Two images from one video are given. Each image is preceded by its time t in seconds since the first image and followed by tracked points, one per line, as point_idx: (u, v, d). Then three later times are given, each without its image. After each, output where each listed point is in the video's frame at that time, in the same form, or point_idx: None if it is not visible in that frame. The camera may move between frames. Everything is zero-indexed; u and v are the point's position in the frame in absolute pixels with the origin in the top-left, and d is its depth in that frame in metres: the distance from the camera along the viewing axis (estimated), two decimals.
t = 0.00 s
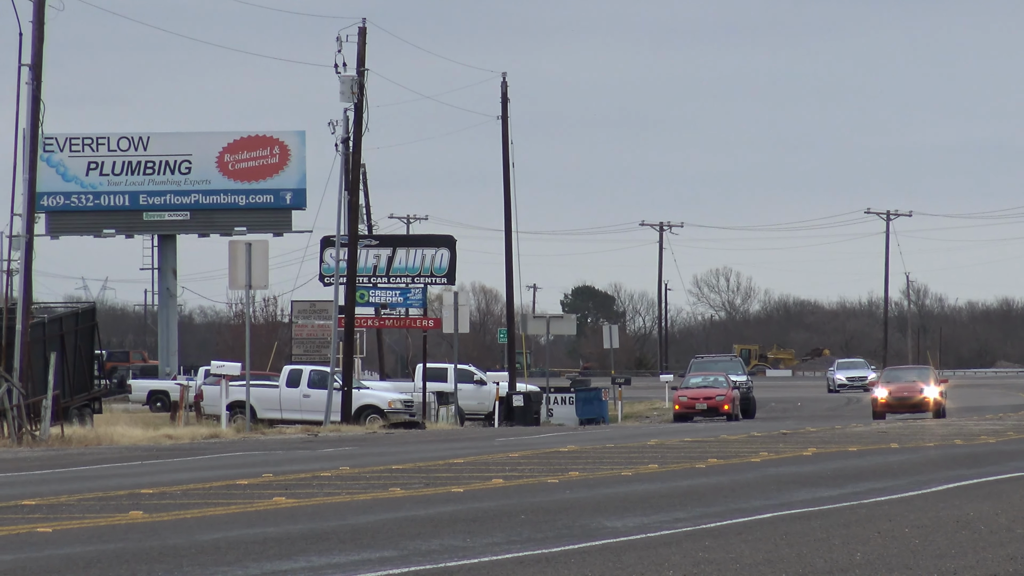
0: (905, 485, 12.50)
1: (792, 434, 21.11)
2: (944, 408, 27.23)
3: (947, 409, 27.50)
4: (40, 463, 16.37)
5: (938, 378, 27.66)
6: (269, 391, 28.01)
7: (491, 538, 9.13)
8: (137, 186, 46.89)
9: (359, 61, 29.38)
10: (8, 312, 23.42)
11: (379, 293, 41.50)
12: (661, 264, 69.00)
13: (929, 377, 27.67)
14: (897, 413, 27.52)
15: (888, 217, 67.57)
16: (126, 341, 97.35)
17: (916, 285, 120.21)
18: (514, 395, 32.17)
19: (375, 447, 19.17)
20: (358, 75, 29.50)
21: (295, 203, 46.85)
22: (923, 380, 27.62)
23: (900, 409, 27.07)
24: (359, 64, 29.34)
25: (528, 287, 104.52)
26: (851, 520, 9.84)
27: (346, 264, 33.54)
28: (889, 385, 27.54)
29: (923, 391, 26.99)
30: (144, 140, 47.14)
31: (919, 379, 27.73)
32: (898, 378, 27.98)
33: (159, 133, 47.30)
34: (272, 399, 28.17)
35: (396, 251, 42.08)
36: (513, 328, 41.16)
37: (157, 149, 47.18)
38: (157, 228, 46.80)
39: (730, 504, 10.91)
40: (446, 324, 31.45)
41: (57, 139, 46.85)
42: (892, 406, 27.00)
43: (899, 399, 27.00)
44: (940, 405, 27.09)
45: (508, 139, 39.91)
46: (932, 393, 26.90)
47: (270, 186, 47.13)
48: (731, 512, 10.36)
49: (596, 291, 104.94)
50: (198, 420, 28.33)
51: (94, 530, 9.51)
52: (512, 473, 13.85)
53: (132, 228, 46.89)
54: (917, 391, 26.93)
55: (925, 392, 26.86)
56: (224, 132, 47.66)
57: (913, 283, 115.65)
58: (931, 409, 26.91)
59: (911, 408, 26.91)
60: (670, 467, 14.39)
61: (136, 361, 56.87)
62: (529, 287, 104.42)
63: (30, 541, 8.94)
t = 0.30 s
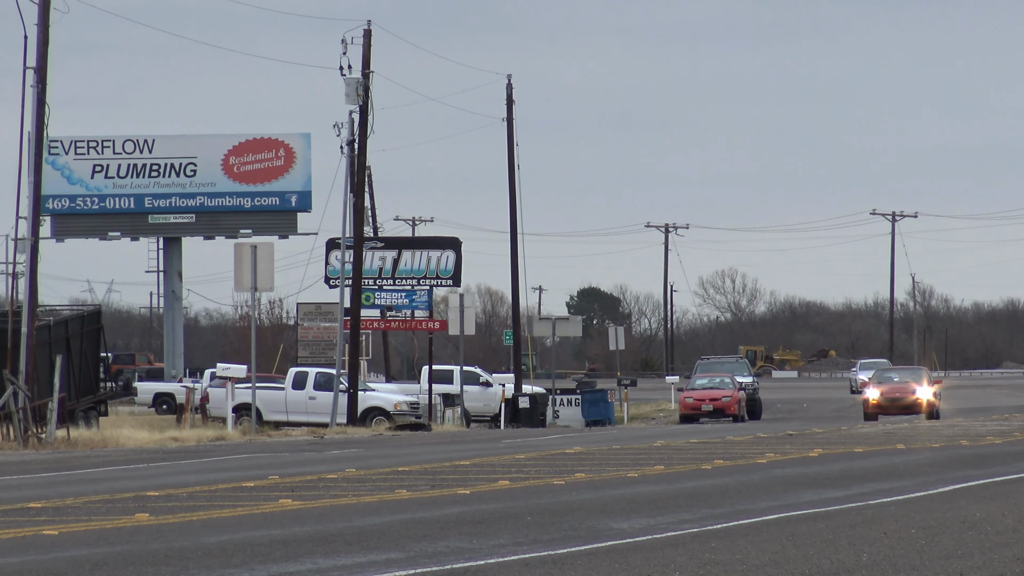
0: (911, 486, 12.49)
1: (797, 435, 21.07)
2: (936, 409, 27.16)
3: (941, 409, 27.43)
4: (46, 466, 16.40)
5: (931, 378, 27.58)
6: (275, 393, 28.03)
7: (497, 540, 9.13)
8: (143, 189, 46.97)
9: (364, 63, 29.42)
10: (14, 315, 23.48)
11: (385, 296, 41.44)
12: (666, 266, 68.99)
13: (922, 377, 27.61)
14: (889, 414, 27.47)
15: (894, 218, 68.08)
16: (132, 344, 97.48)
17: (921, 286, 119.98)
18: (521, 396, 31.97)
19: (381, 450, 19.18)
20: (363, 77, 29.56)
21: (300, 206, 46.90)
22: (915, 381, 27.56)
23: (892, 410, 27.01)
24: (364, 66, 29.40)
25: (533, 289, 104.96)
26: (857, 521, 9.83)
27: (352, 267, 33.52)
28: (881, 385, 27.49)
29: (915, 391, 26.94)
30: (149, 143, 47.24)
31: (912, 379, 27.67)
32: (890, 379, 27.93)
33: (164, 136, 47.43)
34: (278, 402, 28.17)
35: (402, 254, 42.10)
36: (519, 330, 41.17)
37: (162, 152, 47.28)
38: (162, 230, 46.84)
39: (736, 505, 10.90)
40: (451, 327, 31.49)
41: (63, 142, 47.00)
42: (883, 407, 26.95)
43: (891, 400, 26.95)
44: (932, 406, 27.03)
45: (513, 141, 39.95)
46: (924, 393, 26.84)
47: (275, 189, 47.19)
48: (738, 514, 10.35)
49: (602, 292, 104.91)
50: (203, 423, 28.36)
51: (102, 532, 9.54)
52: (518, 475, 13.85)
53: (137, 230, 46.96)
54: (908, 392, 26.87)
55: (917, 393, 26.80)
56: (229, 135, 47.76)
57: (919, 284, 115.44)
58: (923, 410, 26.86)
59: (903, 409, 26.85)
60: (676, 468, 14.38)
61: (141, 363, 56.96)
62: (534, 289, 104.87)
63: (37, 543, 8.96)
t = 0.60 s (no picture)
0: (916, 484, 12.47)
1: (803, 434, 21.04)
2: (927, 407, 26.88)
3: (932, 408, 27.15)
4: (51, 466, 16.42)
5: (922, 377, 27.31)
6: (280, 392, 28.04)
7: (503, 539, 9.14)
8: (148, 189, 47.03)
9: (369, 63, 29.43)
10: (19, 315, 23.54)
11: (390, 295, 41.52)
12: (672, 265, 68.95)
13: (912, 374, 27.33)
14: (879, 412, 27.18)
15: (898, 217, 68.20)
16: (138, 344, 97.66)
17: (926, 285, 119.75)
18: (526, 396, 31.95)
19: (386, 450, 19.19)
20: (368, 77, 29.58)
21: (305, 206, 46.94)
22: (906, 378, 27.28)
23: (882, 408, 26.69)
24: (369, 65, 29.40)
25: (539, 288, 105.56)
26: (862, 520, 9.80)
27: (358, 265, 33.50)
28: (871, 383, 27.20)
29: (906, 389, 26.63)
30: (154, 143, 47.29)
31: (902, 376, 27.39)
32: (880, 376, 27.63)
33: (169, 135, 47.45)
34: (282, 401, 28.22)
35: (407, 253, 42.13)
36: (524, 329, 41.15)
37: (167, 152, 47.34)
38: (168, 230, 46.96)
39: (742, 504, 10.90)
40: (456, 326, 31.43)
41: (68, 142, 47.03)
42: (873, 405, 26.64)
43: (881, 398, 26.64)
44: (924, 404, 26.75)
45: (518, 140, 39.94)
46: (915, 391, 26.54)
47: (280, 188, 47.23)
48: (743, 513, 10.35)
49: (607, 291, 104.83)
50: (208, 423, 28.39)
51: (107, 532, 9.56)
52: (523, 474, 13.85)
53: (142, 230, 47.05)
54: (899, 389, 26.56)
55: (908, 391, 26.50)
56: (234, 135, 47.80)
57: (924, 283, 115.20)
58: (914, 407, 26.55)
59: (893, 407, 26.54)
60: (681, 467, 14.36)
61: (146, 363, 57.05)
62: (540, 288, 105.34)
63: (42, 544, 8.98)
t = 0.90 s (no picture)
0: (919, 481, 12.45)
1: (806, 430, 21.04)
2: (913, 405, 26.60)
3: (918, 405, 26.91)
4: (55, 463, 16.45)
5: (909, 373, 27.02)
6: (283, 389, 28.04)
7: (506, 535, 9.14)
8: (151, 185, 47.08)
9: (373, 59, 29.43)
10: (23, 311, 23.58)
11: (393, 292, 41.67)
12: (676, 261, 68.93)
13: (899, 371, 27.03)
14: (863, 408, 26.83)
15: (901, 213, 67.95)
16: (141, 340, 97.85)
17: (930, 281, 119.58)
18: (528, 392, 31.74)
19: (390, 446, 19.19)
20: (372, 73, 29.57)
21: (308, 202, 46.96)
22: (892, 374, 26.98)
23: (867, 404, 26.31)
24: (373, 62, 29.41)
25: (543, 284, 105.13)
26: (865, 517, 9.79)
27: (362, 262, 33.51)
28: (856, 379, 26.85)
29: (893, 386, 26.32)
30: (157, 139, 47.33)
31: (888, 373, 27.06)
32: (865, 372, 27.28)
33: (173, 131, 47.46)
34: (286, 398, 28.29)
35: (410, 249, 42.14)
36: (528, 326, 41.10)
37: (170, 148, 47.38)
38: (171, 226, 47.03)
39: (746, 501, 10.89)
40: (460, 322, 31.42)
41: (71, 138, 47.06)
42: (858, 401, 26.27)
43: (867, 394, 26.32)
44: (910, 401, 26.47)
45: (521, 136, 39.90)
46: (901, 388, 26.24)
47: (283, 184, 47.25)
48: (747, 509, 10.34)
49: (610, 288, 104.79)
50: (212, 419, 28.41)
51: (111, 529, 9.57)
52: (527, 470, 13.86)
53: (146, 227, 47.09)
54: (886, 386, 26.24)
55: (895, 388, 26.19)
56: (238, 131, 47.82)
57: (927, 279, 115.01)
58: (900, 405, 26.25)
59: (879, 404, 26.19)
60: (684, 464, 14.34)
61: (150, 360, 57.10)
62: (543, 284, 105.16)
63: (45, 540, 8.99)
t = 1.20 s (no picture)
0: (926, 480, 12.42)
1: (812, 430, 21.02)
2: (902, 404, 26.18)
3: (907, 405, 26.50)
4: (62, 462, 16.50)
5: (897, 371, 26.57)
6: (290, 389, 28.06)
7: (512, 535, 9.14)
8: (158, 185, 47.17)
9: (379, 59, 29.44)
10: (29, 310, 23.64)
11: (400, 291, 41.69)
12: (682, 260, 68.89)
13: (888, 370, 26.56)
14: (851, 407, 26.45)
15: (907, 214, 67.35)
16: (147, 340, 98.10)
17: (936, 280, 119.35)
18: (535, 392, 31.97)
19: (396, 445, 19.21)
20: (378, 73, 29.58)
21: (315, 202, 47.01)
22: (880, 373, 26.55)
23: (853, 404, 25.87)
24: (379, 61, 29.43)
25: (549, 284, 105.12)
26: (871, 517, 9.78)
27: (368, 262, 33.48)
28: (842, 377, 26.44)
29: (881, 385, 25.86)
30: (164, 139, 47.43)
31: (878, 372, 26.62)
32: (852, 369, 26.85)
33: (179, 131, 47.56)
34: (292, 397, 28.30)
35: (417, 249, 42.15)
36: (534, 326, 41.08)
37: (176, 148, 47.47)
38: (177, 226, 47.12)
39: (752, 501, 10.88)
40: (466, 321, 31.41)
41: (77, 138, 47.16)
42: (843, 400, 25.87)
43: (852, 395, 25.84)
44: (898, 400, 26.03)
45: (527, 136, 39.88)
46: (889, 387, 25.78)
47: (290, 184, 47.29)
48: (753, 509, 10.33)
49: (617, 288, 104.71)
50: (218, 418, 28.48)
51: (116, 528, 9.60)
52: (533, 470, 13.86)
53: (152, 226, 47.18)
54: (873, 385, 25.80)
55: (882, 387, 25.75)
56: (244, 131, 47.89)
57: (934, 279, 114.85)
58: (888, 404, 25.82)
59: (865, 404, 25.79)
60: (690, 463, 14.33)
61: (156, 359, 57.23)
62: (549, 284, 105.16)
63: (51, 540, 9.01)
